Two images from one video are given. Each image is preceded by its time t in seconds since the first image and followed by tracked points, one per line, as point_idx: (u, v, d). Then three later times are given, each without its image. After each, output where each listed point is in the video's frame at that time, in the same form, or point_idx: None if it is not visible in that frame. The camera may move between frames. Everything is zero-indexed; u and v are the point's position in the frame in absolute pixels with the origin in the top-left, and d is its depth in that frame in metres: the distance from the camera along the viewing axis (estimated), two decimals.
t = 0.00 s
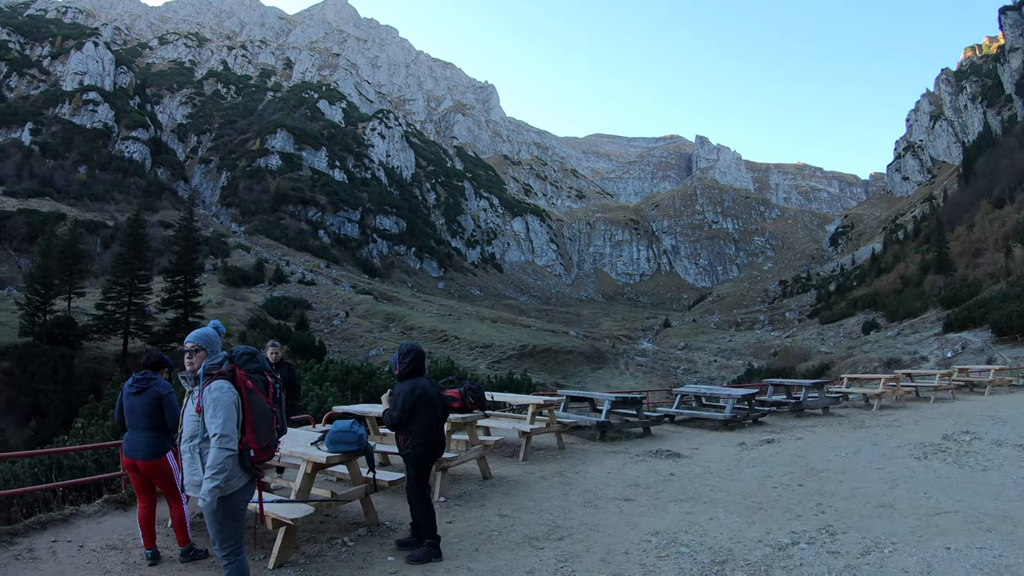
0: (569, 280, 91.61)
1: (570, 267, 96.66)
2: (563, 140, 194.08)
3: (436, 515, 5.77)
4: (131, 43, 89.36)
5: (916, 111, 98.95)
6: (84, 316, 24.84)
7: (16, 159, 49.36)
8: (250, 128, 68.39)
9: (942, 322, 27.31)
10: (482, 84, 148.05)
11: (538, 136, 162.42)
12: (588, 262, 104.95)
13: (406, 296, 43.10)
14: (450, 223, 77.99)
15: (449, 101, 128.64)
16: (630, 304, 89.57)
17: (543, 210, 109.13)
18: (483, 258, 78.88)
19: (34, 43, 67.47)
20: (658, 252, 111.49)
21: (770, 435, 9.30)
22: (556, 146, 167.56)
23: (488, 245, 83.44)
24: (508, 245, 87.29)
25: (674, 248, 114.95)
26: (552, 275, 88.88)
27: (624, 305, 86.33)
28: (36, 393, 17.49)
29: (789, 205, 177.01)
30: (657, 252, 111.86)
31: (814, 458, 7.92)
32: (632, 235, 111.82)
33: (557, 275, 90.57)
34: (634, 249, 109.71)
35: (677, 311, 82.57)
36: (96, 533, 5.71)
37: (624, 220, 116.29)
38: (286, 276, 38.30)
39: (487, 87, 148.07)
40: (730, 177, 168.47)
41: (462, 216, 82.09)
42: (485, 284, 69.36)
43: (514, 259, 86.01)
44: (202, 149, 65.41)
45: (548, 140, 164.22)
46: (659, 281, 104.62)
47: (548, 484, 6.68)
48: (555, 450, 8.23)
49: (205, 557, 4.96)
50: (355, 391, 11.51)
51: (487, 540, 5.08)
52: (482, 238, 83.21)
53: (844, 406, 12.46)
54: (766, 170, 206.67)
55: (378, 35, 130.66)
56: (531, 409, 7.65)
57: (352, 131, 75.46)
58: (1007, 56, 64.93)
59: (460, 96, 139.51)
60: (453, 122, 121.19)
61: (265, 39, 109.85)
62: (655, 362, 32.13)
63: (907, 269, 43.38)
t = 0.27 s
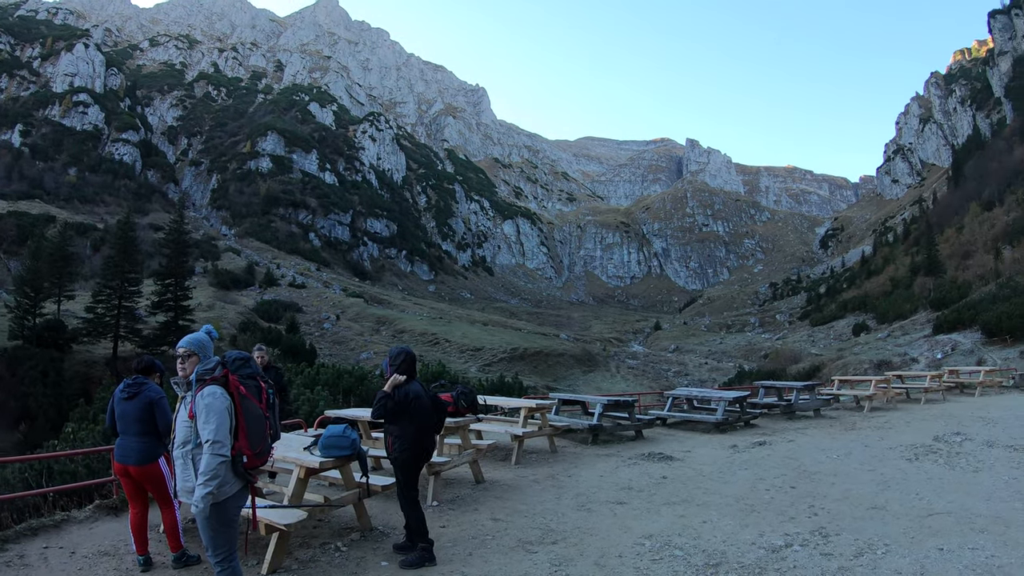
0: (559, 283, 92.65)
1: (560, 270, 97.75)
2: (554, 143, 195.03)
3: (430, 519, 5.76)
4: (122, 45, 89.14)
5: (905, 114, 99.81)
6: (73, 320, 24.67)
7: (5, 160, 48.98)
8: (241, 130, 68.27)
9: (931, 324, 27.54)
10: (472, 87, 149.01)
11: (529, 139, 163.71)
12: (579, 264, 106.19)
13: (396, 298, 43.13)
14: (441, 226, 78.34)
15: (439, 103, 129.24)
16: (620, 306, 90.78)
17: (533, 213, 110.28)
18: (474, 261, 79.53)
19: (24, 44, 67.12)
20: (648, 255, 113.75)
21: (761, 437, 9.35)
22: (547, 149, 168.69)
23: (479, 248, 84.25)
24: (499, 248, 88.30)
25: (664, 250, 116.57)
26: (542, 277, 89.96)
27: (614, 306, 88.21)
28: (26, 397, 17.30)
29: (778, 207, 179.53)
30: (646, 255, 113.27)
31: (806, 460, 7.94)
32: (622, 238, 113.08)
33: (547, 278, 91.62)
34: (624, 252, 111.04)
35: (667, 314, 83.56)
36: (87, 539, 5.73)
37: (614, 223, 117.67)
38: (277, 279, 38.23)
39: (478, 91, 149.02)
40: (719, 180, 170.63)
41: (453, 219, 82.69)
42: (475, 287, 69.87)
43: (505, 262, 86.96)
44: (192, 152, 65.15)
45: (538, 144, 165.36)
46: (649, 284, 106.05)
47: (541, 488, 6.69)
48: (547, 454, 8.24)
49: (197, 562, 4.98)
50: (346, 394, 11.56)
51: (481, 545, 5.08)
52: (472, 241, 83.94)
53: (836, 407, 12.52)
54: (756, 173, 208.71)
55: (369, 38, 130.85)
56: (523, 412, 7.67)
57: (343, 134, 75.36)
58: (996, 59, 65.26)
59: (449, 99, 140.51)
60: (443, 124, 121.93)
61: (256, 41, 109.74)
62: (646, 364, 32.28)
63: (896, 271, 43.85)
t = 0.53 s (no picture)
0: (550, 288, 93.25)
1: (551, 275, 98.40)
2: (545, 148, 195.98)
3: (422, 524, 5.75)
4: (113, 48, 88.89)
5: (895, 119, 100.69)
6: (63, 324, 24.51)
7: None
8: (232, 134, 68.08)
9: (922, 328, 27.78)
10: (464, 92, 149.59)
11: (520, 143, 164.43)
12: (570, 269, 106.99)
13: (387, 303, 43.13)
14: (432, 231, 78.44)
15: (431, 108, 129.66)
16: (611, 311, 91.50)
17: (525, 217, 110.83)
18: (465, 266, 79.84)
19: (14, 47, 66.77)
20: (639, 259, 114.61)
21: (752, 441, 9.38)
22: (538, 154, 169.54)
23: (470, 252, 84.54)
24: (490, 253, 88.78)
25: (654, 255, 117.59)
26: (533, 282, 90.56)
27: (606, 312, 88.71)
28: (14, 402, 17.16)
29: (768, 212, 181.29)
30: (637, 259, 114.17)
31: (798, 464, 7.96)
32: (613, 243, 113.92)
33: (538, 283, 92.20)
34: (614, 257, 111.92)
35: (657, 319, 84.29)
36: (77, 546, 5.69)
37: (605, 228, 118.50)
38: (268, 283, 38.12)
39: (470, 95, 149.53)
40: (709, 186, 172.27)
41: (444, 224, 82.90)
42: (466, 292, 70.19)
43: (495, 267, 87.40)
44: (183, 156, 64.85)
45: (530, 148, 166.06)
46: (639, 289, 107.00)
47: (533, 493, 6.68)
48: (539, 459, 8.25)
49: (190, 569, 4.96)
50: (337, 399, 11.55)
51: (473, 551, 5.06)
52: (463, 246, 84.20)
53: (825, 411, 12.57)
54: (746, 178, 210.35)
55: (361, 42, 130.99)
56: (515, 417, 7.66)
57: (334, 138, 75.32)
58: (985, 65, 65.56)
59: (440, 104, 140.97)
60: (434, 130, 122.41)
61: (247, 44, 109.64)
62: (636, 369, 32.42)
63: (886, 276, 44.28)
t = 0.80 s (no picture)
0: (542, 293, 93.62)
1: (543, 280, 98.86)
2: (538, 153, 196.67)
3: (413, 531, 5.73)
4: (105, 50, 88.60)
5: (886, 126, 101.41)
6: (54, 327, 24.34)
7: None
8: (225, 138, 67.88)
9: (913, 334, 27.93)
10: (457, 97, 149.84)
11: (512, 149, 164.89)
12: (562, 275, 107.56)
13: (379, 308, 43.08)
14: (424, 235, 78.47)
15: (424, 113, 130.01)
16: (603, 317, 92.02)
17: (517, 223, 111.22)
18: (457, 271, 79.99)
19: (6, 48, 66.44)
20: (630, 265, 115.16)
21: (744, 447, 9.39)
22: (531, 160, 170.13)
23: (462, 258, 84.72)
24: (482, 258, 89.08)
25: (646, 261, 118.34)
26: (525, 288, 90.94)
27: (597, 317, 89.15)
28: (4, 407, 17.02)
29: (760, 218, 182.56)
30: (629, 265, 114.80)
31: (790, 470, 7.98)
32: (605, 249, 114.46)
33: (530, 288, 92.59)
34: (607, 263, 112.48)
35: (648, 325, 84.78)
36: (68, 552, 5.64)
37: (597, 233, 119.05)
38: (260, 287, 37.98)
39: (463, 100, 149.92)
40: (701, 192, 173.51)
41: (436, 229, 82.97)
42: (458, 297, 70.31)
43: (487, 272, 87.66)
44: (175, 159, 64.54)
45: (522, 154, 166.46)
46: (631, 294, 107.59)
47: (525, 499, 6.67)
48: (531, 465, 8.23)
49: (181, 575, 4.92)
50: (329, 404, 11.52)
51: (465, 556, 5.06)
52: (456, 251, 84.35)
53: (817, 417, 12.61)
54: (738, 184, 211.66)
55: (354, 46, 131.11)
56: (507, 423, 7.65)
57: (328, 142, 75.26)
58: (976, 72, 65.61)
59: (433, 109, 141.08)
60: (427, 134, 122.68)
61: (241, 48, 109.50)
62: (628, 374, 32.45)
63: (877, 282, 44.55)
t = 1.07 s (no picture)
0: (538, 298, 93.89)
1: (539, 286, 99.16)
2: (534, 158, 197.12)
3: (408, 536, 5.72)
4: (102, 52, 88.47)
5: (881, 132, 101.91)
6: (48, 330, 24.21)
7: None
8: (221, 141, 67.77)
9: (908, 340, 28.03)
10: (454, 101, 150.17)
11: (508, 154, 165.24)
12: (557, 280, 107.90)
13: (374, 312, 43.03)
14: (419, 240, 78.52)
15: (420, 118, 130.31)
16: (598, 322, 92.35)
17: (512, 228, 111.36)
18: (452, 276, 80.08)
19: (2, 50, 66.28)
20: (626, 270, 115.66)
21: (740, 453, 9.38)
22: (527, 165, 170.52)
23: (457, 263, 84.85)
24: (477, 263, 89.35)
25: (641, 267, 118.75)
26: (521, 293, 91.17)
27: (592, 323, 89.42)
28: None
29: (755, 224, 183.48)
30: (624, 271, 115.25)
31: (785, 475, 7.98)
32: (601, 254, 114.82)
33: (526, 293, 92.84)
34: (602, 269, 112.90)
35: (643, 331, 85.07)
36: (61, 556, 5.61)
37: (593, 239, 119.44)
38: (255, 291, 37.88)
39: (459, 105, 150.27)
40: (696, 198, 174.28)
41: (432, 233, 83.05)
42: (453, 302, 70.41)
43: (483, 278, 87.84)
44: (171, 161, 64.35)
45: (518, 159, 166.84)
46: (626, 300, 107.97)
47: (519, 505, 6.66)
48: (526, 470, 8.22)
49: None
50: (324, 409, 11.48)
51: (459, 562, 5.05)
52: (451, 256, 84.45)
53: (813, 423, 12.60)
54: (733, 190, 212.75)
55: (351, 50, 131.27)
56: (502, 428, 7.64)
57: (323, 146, 75.25)
58: (971, 79, 66.43)
59: (429, 113, 141.31)
60: (423, 139, 122.85)
61: (237, 51, 109.51)
62: (623, 380, 32.45)
63: (873, 288, 44.75)
